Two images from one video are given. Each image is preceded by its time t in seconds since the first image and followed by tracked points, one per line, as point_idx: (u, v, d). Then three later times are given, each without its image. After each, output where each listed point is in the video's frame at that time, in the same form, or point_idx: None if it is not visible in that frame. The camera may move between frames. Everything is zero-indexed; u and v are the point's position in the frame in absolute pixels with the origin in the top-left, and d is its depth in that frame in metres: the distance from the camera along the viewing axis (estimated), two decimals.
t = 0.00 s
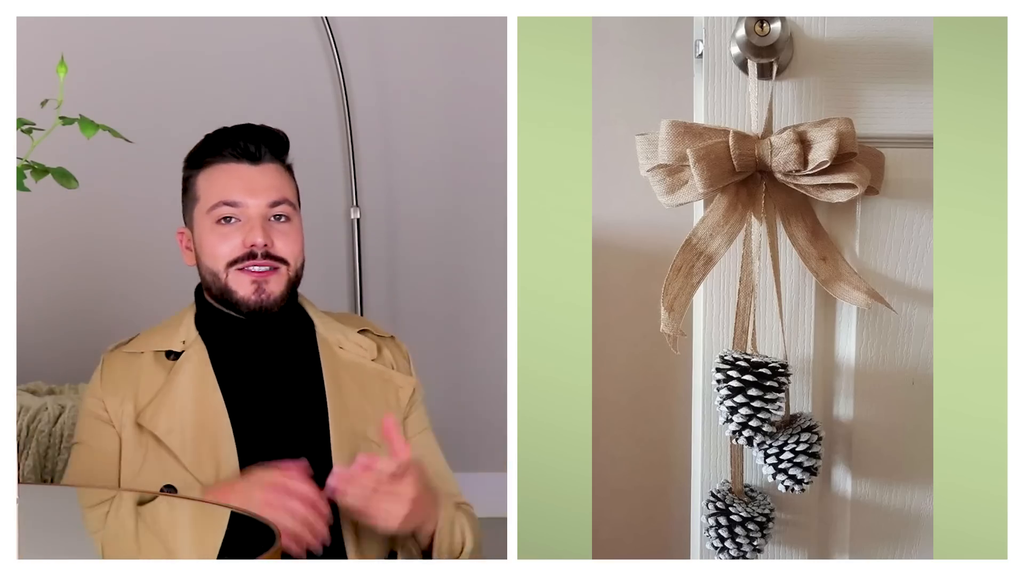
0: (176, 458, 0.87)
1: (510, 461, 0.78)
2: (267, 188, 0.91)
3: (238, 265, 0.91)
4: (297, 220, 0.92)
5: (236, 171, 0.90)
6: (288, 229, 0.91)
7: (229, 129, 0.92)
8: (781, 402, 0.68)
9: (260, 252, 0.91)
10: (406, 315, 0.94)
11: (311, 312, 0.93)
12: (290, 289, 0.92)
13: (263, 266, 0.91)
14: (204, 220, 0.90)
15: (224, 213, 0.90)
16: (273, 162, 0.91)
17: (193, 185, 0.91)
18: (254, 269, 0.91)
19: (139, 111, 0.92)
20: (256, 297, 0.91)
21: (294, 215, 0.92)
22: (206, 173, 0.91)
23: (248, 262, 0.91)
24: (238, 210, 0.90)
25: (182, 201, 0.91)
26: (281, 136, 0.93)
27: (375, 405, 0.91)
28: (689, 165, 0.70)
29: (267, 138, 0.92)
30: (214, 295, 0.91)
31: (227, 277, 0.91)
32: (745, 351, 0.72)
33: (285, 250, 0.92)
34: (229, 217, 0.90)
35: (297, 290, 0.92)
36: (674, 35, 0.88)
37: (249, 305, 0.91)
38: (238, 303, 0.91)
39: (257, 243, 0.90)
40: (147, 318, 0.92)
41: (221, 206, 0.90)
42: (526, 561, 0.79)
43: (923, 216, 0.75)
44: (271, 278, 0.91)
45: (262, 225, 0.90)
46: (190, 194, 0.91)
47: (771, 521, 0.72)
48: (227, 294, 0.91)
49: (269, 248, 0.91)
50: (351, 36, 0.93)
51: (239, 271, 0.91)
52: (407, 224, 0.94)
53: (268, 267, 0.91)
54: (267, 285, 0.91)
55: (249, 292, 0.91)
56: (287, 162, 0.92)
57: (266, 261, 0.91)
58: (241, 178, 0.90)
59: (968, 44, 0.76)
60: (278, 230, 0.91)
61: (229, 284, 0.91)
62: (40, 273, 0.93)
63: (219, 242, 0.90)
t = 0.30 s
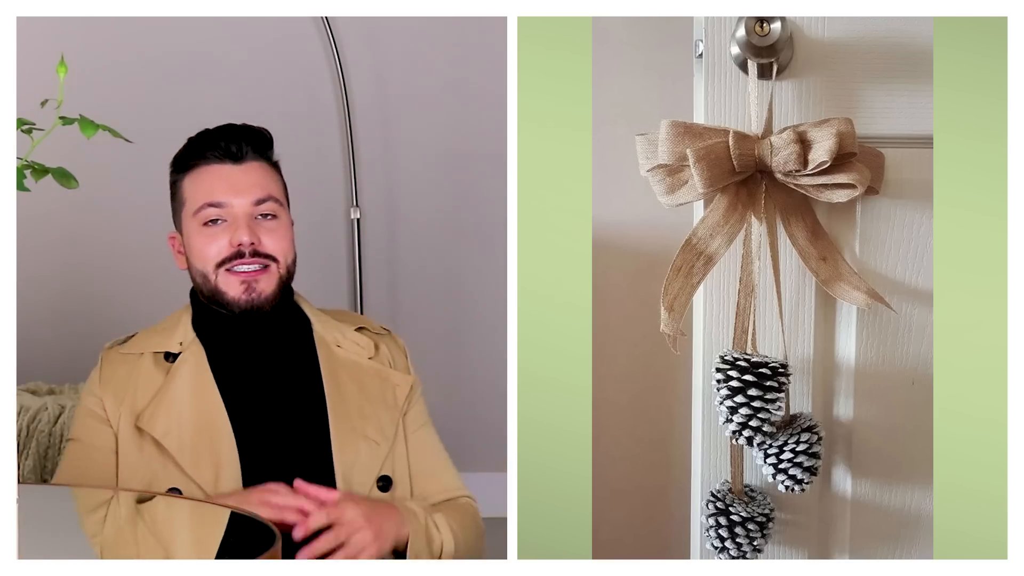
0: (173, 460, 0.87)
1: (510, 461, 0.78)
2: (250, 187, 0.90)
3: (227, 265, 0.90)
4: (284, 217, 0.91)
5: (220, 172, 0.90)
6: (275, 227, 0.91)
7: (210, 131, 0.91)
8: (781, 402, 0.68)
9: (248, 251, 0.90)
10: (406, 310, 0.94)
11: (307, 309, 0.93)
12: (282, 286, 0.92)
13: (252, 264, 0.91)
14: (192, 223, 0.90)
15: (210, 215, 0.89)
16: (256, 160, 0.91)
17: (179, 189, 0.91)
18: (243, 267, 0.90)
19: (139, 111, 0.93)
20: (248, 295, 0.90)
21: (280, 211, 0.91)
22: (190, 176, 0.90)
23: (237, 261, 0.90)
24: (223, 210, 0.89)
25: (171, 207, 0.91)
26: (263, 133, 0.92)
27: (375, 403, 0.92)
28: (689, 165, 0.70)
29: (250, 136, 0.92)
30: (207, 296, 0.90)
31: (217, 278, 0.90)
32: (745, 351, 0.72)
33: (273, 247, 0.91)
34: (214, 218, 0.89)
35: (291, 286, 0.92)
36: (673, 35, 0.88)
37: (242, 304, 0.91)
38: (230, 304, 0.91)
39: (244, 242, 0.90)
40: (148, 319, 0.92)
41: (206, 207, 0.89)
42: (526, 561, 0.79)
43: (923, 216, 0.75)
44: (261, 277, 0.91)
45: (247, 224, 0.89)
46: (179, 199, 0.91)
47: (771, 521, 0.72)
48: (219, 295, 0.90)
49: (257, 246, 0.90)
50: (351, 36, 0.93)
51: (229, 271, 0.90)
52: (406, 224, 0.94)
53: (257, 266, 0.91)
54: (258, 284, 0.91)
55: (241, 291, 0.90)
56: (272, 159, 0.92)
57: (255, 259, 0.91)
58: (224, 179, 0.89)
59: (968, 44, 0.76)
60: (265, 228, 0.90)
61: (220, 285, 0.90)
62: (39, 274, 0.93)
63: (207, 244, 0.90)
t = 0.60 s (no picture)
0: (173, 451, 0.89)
1: (510, 460, 0.78)
2: (261, 189, 0.91)
3: (236, 265, 0.92)
4: (293, 220, 0.92)
5: (231, 173, 0.91)
6: (284, 229, 0.92)
7: (222, 130, 0.92)
8: (781, 402, 0.68)
9: (256, 253, 0.92)
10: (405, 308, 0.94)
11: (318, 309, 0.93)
12: (287, 288, 0.92)
13: (260, 266, 0.92)
14: (202, 223, 0.91)
15: (221, 216, 0.91)
16: (267, 162, 0.92)
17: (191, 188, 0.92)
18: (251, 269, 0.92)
19: (139, 111, 0.93)
20: (253, 296, 0.92)
21: (289, 214, 0.92)
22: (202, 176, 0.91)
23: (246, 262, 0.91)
24: (233, 212, 0.90)
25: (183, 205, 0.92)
26: (274, 133, 0.93)
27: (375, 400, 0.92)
28: (689, 165, 0.70)
29: (261, 136, 0.92)
30: (215, 296, 0.92)
31: (226, 278, 0.92)
32: (745, 351, 0.72)
33: (281, 249, 0.92)
34: (225, 219, 0.91)
35: (297, 287, 0.92)
36: (673, 35, 0.88)
37: (247, 305, 0.92)
38: (236, 305, 0.92)
39: (252, 243, 0.91)
40: (149, 318, 0.92)
41: (217, 208, 0.91)
42: (526, 560, 0.79)
43: (923, 216, 0.75)
44: (267, 279, 0.92)
45: (257, 226, 0.91)
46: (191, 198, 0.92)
47: (771, 521, 0.72)
48: (226, 295, 0.92)
49: (264, 248, 0.92)
50: (350, 36, 0.93)
51: (237, 272, 0.92)
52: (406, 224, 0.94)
53: (265, 268, 0.92)
54: (264, 286, 0.92)
55: (247, 291, 0.92)
56: (284, 160, 0.93)
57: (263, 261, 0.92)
58: (236, 180, 0.91)
59: (967, 44, 0.77)
60: (273, 231, 0.92)
61: (228, 286, 0.92)
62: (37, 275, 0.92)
63: (217, 245, 0.91)
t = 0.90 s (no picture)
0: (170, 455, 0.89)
1: (510, 460, 0.78)
2: (263, 188, 0.90)
3: (238, 263, 0.91)
4: (295, 219, 0.92)
5: (233, 170, 0.91)
6: (286, 229, 0.91)
7: (228, 128, 0.92)
8: (781, 402, 0.68)
9: (258, 250, 0.91)
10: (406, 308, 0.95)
11: (323, 313, 0.94)
12: (290, 288, 0.93)
13: (262, 264, 0.92)
14: (204, 221, 0.91)
15: (224, 214, 0.90)
16: (270, 161, 0.91)
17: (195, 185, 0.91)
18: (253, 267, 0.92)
19: (139, 111, 0.93)
20: (254, 293, 0.92)
21: (291, 213, 0.92)
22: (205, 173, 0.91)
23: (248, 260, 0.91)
24: (236, 210, 0.90)
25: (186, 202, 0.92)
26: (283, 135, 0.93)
27: (377, 409, 0.92)
28: (689, 165, 0.70)
29: (266, 135, 0.92)
30: (216, 294, 0.92)
31: (227, 275, 0.92)
32: (745, 351, 0.72)
33: (283, 248, 0.92)
34: (227, 217, 0.90)
35: (301, 288, 0.93)
36: (674, 35, 0.88)
37: (249, 303, 0.92)
38: (238, 303, 0.92)
39: (254, 241, 0.91)
40: (155, 320, 0.93)
41: (219, 206, 0.90)
42: (526, 560, 0.79)
43: (923, 215, 0.75)
44: (269, 277, 0.92)
45: (259, 224, 0.91)
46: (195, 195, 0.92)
47: (771, 521, 0.72)
48: (228, 293, 0.92)
49: (266, 246, 0.91)
50: (350, 36, 0.93)
51: (239, 270, 0.92)
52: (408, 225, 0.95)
53: (267, 266, 0.92)
54: (265, 285, 0.92)
55: (248, 288, 0.92)
56: (289, 161, 0.93)
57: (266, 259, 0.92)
58: (239, 178, 0.90)
59: (968, 44, 0.76)
60: (275, 229, 0.91)
61: (229, 283, 0.92)
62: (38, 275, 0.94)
63: (219, 243, 0.91)
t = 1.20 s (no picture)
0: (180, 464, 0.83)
1: (510, 460, 0.78)
2: (265, 177, 0.87)
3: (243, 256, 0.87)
4: (299, 208, 0.88)
5: (232, 161, 0.87)
6: (292, 218, 0.87)
7: (225, 127, 0.89)
8: (781, 402, 0.68)
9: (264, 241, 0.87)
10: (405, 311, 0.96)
11: (323, 309, 0.92)
12: (299, 280, 0.89)
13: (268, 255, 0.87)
14: (204, 215, 0.87)
15: (224, 206, 0.86)
16: (270, 152, 0.88)
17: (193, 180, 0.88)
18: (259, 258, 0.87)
19: (139, 111, 0.93)
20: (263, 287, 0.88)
21: (295, 202, 0.88)
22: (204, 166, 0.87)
23: (253, 252, 0.87)
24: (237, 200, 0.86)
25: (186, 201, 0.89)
26: (279, 129, 0.90)
27: (389, 417, 0.89)
28: (689, 165, 0.70)
29: (265, 130, 0.89)
30: (223, 290, 0.88)
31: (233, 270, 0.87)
32: (745, 351, 0.72)
33: (289, 238, 0.88)
34: (229, 209, 0.86)
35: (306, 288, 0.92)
36: (674, 35, 0.87)
37: (257, 297, 0.88)
38: (246, 297, 0.87)
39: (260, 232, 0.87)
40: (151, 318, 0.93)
41: (220, 198, 0.86)
42: (526, 560, 0.80)
43: (923, 216, 0.75)
44: (278, 269, 0.88)
45: (263, 214, 0.86)
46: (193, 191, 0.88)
47: (771, 521, 0.72)
48: (234, 288, 0.87)
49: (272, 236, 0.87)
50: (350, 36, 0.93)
51: (244, 263, 0.87)
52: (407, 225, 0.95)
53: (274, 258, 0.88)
54: (274, 277, 0.88)
55: (255, 281, 0.87)
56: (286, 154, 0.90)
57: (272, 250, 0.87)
58: (241, 169, 0.86)
59: (968, 44, 0.76)
60: (281, 219, 0.87)
61: (235, 278, 0.87)
62: (39, 275, 0.94)
63: (222, 236, 0.87)
